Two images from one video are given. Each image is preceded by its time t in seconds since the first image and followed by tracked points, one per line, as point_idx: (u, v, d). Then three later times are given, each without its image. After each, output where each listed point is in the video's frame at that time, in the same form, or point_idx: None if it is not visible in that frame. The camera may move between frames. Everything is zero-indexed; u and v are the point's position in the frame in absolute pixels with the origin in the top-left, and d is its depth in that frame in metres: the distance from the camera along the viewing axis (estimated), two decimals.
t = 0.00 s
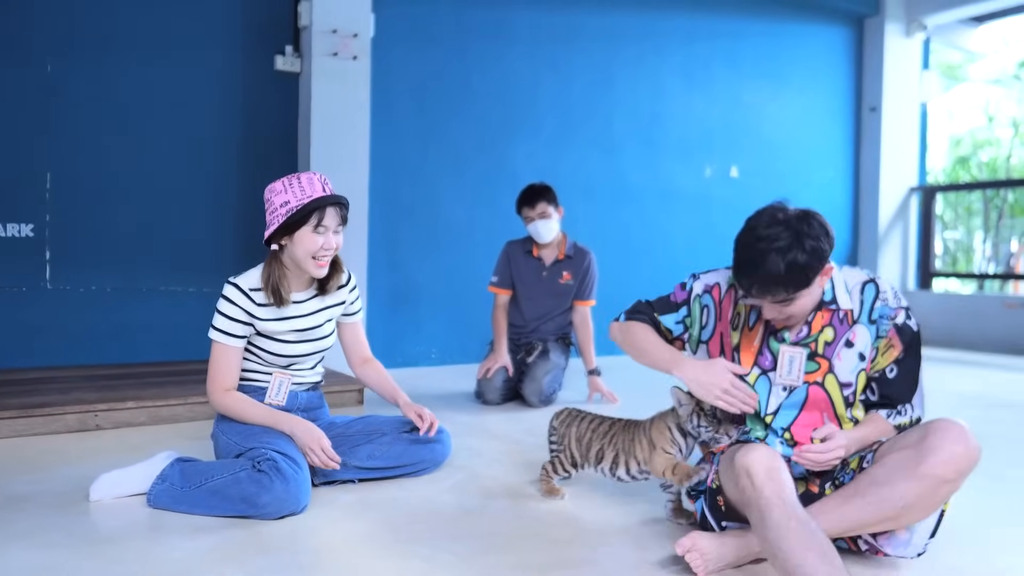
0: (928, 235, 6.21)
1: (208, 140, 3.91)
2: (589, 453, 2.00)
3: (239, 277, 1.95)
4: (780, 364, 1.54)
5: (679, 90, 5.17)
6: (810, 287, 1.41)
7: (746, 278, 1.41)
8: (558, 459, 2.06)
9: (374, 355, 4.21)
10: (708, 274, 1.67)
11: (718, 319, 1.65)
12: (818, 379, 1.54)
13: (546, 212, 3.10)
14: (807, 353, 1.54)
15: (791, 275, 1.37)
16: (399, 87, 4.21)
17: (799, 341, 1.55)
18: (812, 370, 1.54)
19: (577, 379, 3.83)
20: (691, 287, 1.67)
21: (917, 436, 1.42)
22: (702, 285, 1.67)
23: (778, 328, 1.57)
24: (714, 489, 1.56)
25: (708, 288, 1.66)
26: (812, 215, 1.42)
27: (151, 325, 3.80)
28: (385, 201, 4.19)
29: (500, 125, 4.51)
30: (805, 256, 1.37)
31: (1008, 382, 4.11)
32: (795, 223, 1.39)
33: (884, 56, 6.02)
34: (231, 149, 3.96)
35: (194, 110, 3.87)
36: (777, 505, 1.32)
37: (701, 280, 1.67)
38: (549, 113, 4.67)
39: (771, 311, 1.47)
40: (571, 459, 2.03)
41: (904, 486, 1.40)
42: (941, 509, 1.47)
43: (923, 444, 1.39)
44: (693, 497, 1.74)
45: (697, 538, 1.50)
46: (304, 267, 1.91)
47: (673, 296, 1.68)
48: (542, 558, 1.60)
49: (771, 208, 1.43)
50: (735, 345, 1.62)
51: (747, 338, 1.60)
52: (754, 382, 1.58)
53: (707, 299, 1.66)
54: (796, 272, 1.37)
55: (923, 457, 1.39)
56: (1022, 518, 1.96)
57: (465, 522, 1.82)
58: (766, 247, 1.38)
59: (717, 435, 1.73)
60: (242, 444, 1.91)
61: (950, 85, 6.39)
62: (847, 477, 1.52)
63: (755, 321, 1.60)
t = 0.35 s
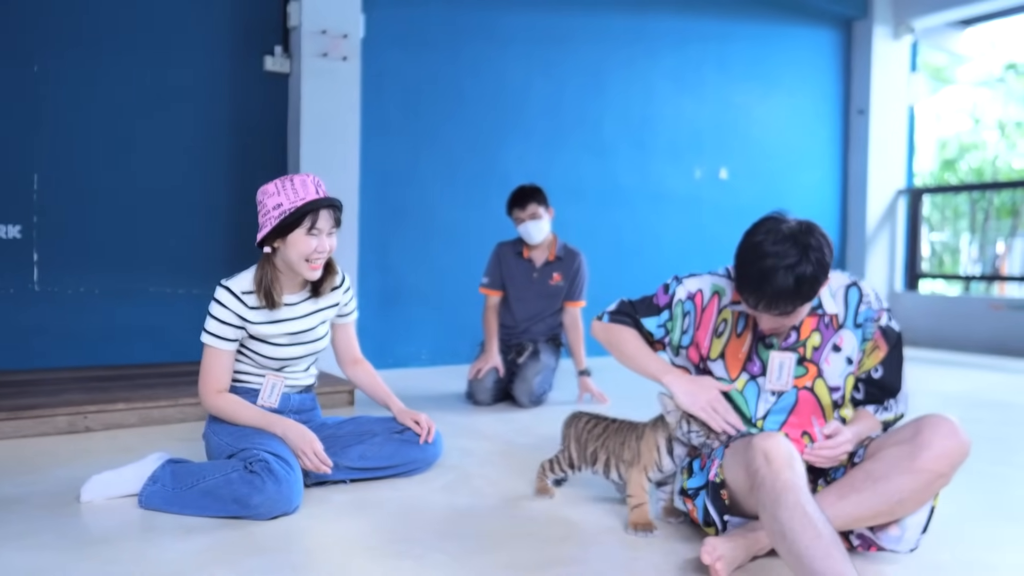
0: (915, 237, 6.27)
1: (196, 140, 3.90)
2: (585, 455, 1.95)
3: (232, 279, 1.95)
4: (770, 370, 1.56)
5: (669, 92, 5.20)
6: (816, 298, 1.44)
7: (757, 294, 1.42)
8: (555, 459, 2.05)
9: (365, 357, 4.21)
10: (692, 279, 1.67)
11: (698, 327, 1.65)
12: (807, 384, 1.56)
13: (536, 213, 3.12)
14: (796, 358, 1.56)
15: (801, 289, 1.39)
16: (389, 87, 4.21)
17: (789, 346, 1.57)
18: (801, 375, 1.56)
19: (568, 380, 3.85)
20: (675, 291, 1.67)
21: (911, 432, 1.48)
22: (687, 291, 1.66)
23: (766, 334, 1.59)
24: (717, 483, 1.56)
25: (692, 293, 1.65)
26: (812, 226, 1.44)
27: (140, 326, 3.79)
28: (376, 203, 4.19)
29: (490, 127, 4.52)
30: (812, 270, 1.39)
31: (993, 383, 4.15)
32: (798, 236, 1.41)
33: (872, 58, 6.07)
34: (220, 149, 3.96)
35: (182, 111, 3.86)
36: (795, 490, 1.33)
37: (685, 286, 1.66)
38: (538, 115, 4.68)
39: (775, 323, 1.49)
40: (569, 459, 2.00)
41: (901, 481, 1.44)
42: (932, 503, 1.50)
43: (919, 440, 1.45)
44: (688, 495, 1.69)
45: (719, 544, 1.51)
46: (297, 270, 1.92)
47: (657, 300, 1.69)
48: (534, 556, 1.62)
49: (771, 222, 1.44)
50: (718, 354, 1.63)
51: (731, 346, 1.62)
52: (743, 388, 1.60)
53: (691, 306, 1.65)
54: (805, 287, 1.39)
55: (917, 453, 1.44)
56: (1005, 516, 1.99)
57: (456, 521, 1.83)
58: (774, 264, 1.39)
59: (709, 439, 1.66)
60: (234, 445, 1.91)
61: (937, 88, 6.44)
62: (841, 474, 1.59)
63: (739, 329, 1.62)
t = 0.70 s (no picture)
0: (909, 236, 6.29)
1: (190, 140, 3.89)
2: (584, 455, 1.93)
3: (227, 277, 1.95)
4: (769, 368, 1.57)
5: (663, 91, 5.21)
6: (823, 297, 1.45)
7: (768, 293, 1.41)
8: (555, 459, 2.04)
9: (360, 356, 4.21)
10: (696, 274, 1.65)
11: (701, 321, 1.63)
12: (806, 383, 1.57)
13: (530, 212, 3.12)
14: (797, 357, 1.57)
15: (812, 289, 1.39)
16: (383, 86, 4.21)
17: (789, 345, 1.58)
18: (801, 374, 1.57)
19: (563, 379, 3.85)
20: (678, 285, 1.64)
21: (910, 436, 1.49)
22: (689, 285, 1.64)
23: (767, 331, 1.59)
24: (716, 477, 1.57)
25: (694, 287, 1.63)
26: (821, 225, 1.44)
27: (135, 326, 3.78)
28: (372, 202, 4.19)
29: (484, 126, 4.52)
30: (824, 269, 1.39)
31: (987, 381, 4.16)
32: (809, 235, 1.40)
33: (865, 58, 6.09)
34: (214, 148, 3.95)
35: (176, 111, 3.85)
36: (793, 483, 1.33)
37: (688, 280, 1.64)
38: (533, 114, 4.69)
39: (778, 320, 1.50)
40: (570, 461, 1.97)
41: (897, 484, 1.45)
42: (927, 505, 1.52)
43: (916, 445, 1.45)
44: (686, 491, 1.69)
45: (714, 541, 1.51)
46: (294, 267, 1.92)
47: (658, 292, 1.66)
48: (529, 554, 1.62)
49: (782, 220, 1.44)
50: (720, 349, 1.63)
51: (732, 342, 1.62)
52: (741, 384, 1.60)
53: (693, 301, 1.63)
54: (816, 287, 1.40)
55: (915, 457, 1.45)
56: (999, 513, 2.00)
57: (452, 519, 1.83)
58: (785, 263, 1.38)
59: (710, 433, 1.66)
60: (231, 445, 1.91)
61: (931, 86, 6.46)
62: (837, 474, 1.60)
63: (742, 325, 1.61)
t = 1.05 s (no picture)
0: (903, 233, 6.31)
1: (184, 137, 3.88)
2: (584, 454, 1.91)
3: (227, 272, 1.93)
4: (771, 366, 1.58)
5: (658, 89, 5.21)
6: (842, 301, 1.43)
7: (793, 298, 1.39)
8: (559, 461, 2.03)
9: (354, 354, 4.21)
10: (703, 268, 1.66)
11: (706, 314, 1.64)
12: (807, 383, 1.57)
13: (526, 210, 3.12)
14: (799, 356, 1.57)
15: (836, 294, 1.38)
16: (378, 83, 4.20)
17: (793, 343, 1.58)
18: (801, 373, 1.57)
19: (558, 376, 3.85)
20: (684, 276, 1.66)
21: (909, 438, 1.49)
22: (695, 278, 1.65)
23: (771, 328, 1.60)
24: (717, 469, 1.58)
25: (700, 279, 1.64)
26: (845, 229, 1.42)
27: (128, 324, 3.77)
28: (366, 200, 4.19)
29: (479, 124, 4.51)
30: (850, 275, 1.38)
31: (980, 378, 4.17)
32: (835, 239, 1.38)
33: (860, 56, 6.09)
34: (208, 146, 3.94)
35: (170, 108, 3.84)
36: (799, 475, 1.32)
37: (694, 272, 1.65)
38: (528, 111, 4.68)
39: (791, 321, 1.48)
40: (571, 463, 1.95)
41: (895, 486, 1.46)
42: (925, 507, 1.51)
43: (915, 448, 1.46)
44: (688, 483, 1.70)
45: (708, 538, 1.52)
46: (305, 263, 1.92)
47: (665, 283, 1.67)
48: (525, 551, 1.62)
49: (807, 223, 1.40)
50: (723, 344, 1.63)
51: (736, 337, 1.62)
52: (743, 380, 1.61)
53: (699, 293, 1.64)
54: (841, 292, 1.38)
55: (914, 460, 1.45)
56: (991, 510, 2.01)
57: (448, 517, 1.83)
58: (810, 268, 1.36)
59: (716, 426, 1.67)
60: (227, 443, 1.91)
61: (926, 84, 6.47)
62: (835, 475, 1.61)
63: (747, 320, 1.61)
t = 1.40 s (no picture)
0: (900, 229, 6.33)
1: (181, 137, 3.88)
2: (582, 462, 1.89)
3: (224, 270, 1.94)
4: (772, 364, 1.58)
5: (655, 87, 5.21)
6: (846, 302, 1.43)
7: (799, 300, 1.38)
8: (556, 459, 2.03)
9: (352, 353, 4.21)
10: (704, 264, 1.66)
11: (706, 311, 1.64)
12: (807, 380, 1.58)
13: (522, 208, 3.12)
14: (799, 353, 1.58)
15: (841, 296, 1.37)
16: (375, 82, 4.20)
17: (792, 341, 1.58)
18: (801, 370, 1.58)
19: (555, 374, 3.86)
20: (685, 272, 1.66)
21: (909, 438, 1.48)
22: (696, 274, 1.65)
23: (772, 326, 1.60)
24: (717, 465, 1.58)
25: (701, 275, 1.65)
26: (850, 230, 1.41)
27: (125, 324, 3.77)
28: (363, 199, 4.19)
29: (477, 122, 4.52)
30: (855, 277, 1.37)
31: (978, 374, 4.19)
32: (842, 241, 1.38)
33: (857, 52, 6.10)
34: (205, 146, 3.94)
35: (167, 108, 3.84)
36: (799, 471, 1.32)
37: (694, 268, 1.66)
38: (525, 110, 4.69)
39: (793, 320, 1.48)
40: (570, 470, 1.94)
41: (894, 487, 1.45)
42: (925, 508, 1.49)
43: (916, 449, 1.45)
44: (687, 480, 1.70)
45: (706, 535, 1.52)
46: (294, 259, 1.92)
47: (665, 279, 1.67)
48: (524, 549, 1.62)
49: (813, 224, 1.40)
50: (724, 340, 1.64)
51: (737, 333, 1.62)
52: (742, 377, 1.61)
53: (699, 289, 1.65)
54: (846, 295, 1.38)
55: (915, 460, 1.44)
56: (989, 506, 2.01)
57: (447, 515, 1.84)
58: (816, 271, 1.35)
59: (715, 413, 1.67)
60: (227, 443, 1.91)
61: (923, 81, 6.48)
62: (834, 473, 1.60)
63: (747, 317, 1.61)
